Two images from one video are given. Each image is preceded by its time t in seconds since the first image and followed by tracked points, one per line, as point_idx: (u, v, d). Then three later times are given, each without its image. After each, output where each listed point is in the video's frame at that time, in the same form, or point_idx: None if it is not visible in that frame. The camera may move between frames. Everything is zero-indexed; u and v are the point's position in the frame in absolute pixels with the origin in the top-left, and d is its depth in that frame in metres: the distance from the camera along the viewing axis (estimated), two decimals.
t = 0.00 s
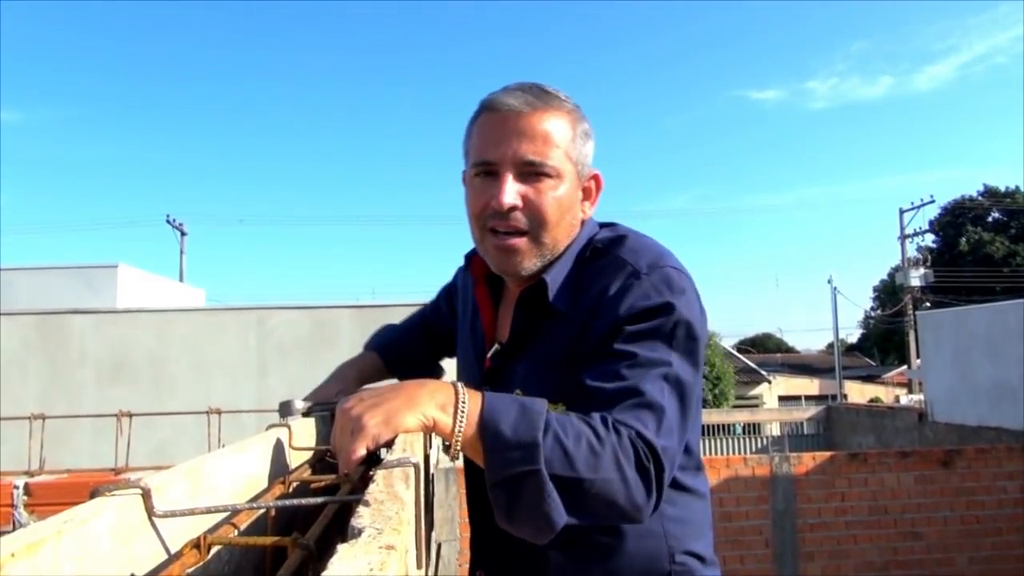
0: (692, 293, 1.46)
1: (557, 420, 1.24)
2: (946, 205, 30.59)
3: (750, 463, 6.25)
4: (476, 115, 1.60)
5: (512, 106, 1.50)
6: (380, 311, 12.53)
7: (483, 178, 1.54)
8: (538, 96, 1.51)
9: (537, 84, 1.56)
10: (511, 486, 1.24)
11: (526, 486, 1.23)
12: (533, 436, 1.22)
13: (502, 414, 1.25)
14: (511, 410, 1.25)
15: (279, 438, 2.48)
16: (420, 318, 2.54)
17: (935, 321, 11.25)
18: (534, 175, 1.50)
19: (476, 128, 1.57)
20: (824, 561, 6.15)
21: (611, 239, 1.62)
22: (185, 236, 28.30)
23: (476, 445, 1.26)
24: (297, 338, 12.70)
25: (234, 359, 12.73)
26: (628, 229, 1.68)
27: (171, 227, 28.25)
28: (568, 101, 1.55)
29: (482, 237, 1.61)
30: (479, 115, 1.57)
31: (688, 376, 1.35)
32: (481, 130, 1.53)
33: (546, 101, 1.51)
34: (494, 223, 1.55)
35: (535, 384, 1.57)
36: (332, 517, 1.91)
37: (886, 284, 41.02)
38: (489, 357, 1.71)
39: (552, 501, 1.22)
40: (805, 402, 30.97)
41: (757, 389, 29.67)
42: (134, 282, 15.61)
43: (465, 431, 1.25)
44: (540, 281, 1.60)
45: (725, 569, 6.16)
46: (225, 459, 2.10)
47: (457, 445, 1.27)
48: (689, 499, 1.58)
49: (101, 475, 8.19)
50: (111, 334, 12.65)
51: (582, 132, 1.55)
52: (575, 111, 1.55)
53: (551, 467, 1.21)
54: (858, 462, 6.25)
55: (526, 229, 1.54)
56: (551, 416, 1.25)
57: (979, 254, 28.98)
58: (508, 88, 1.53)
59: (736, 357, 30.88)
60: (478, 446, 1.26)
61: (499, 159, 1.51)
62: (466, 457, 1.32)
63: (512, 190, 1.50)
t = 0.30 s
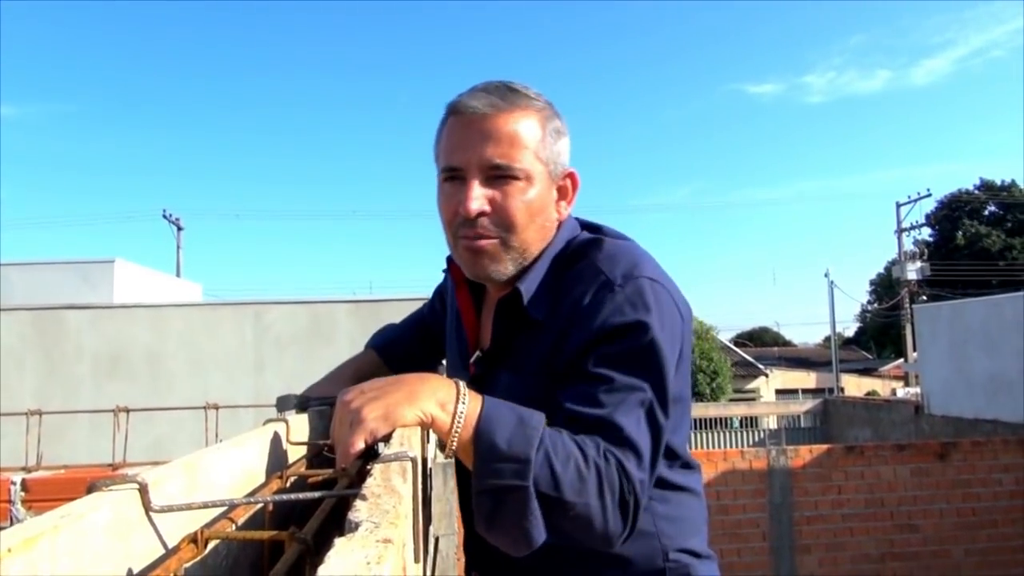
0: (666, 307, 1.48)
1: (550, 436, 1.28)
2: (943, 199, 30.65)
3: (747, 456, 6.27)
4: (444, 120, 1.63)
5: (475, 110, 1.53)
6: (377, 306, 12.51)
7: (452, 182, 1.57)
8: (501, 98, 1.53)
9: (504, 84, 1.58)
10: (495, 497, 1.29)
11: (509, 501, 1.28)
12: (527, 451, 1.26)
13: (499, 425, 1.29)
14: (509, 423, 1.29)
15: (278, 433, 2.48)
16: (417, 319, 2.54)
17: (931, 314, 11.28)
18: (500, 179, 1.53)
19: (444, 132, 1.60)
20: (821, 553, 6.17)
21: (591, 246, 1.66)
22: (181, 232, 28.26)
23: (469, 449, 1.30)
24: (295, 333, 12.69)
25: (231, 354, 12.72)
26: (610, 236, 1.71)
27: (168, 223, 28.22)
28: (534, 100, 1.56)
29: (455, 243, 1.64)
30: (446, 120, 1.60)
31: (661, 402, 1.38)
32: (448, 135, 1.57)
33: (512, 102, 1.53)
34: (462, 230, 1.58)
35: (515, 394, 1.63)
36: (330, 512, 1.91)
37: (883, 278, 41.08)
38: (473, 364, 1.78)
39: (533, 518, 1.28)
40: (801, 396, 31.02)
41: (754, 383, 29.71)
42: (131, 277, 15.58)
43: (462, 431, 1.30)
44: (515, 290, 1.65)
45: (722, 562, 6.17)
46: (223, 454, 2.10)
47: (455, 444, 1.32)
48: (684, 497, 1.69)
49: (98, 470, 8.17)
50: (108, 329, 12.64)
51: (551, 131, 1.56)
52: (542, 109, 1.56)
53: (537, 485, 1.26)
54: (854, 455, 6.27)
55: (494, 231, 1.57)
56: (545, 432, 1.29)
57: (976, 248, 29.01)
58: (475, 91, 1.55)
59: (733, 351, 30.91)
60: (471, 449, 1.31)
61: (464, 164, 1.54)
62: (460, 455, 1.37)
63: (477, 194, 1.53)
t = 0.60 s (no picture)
0: (654, 311, 1.48)
1: (547, 437, 1.29)
2: (940, 195, 30.71)
3: (743, 452, 6.31)
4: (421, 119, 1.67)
5: (437, 109, 1.56)
6: (375, 302, 12.49)
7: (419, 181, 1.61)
8: (462, 95, 1.54)
9: (475, 80, 1.59)
10: (489, 497, 1.30)
11: (503, 500, 1.29)
12: (522, 453, 1.26)
13: (496, 425, 1.29)
14: (506, 422, 1.30)
15: (275, 428, 2.47)
16: (409, 311, 2.54)
17: (928, 310, 11.31)
18: (460, 176, 1.53)
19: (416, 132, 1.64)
20: (817, 549, 6.19)
21: (579, 247, 1.66)
22: (179, 228, 28.36)
23: (466, 448, 1.31)
24: (292, 330, 12.69)
25: (229, 350, 12.71)
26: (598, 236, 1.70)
27: (165, 219, 28.36)
28: (500, 96, 1.55)
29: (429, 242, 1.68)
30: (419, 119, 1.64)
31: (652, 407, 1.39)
32: (415, 136, 1.61)
33: (473, 98, 1.54)
34: (429, 228, 1.61)
35: (505, 393, 1.65)
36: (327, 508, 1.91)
37: (879, 274, 41.15)
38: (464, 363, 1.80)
39: (527, 518, 1.29)
40: (798, 391, 31.10)
41: (751, 378, 29.78)
42: (128, 273, 15.57)
43: (460, 429, 1.30)
44: (502, 292, 1.67)
45: (719, 557, 6.20)
46: (220, 450, 2.10)
47: (452, 441, 1.32)
48: (676, 495, 1.70)
49: (94, 467, 8.15)
50: (105, 325, 12.63)
51: (512, 125, 1.54)
52: (506, 104, 1.55)
53: (532, 486, 1.27)
54: (851, 451, 6.27)
55: (456, 228, 1.58)
56: (542, 433, 1.29)
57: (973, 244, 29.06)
58: (442, 90, 1.58)
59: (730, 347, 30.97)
60: (467, 447, 1.31)
61: (427, 163, 1.57)
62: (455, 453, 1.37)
63: (435, 192, 1.55)
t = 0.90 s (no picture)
0: (646, 312, 1.48)
1: (544, 436, 1.29)
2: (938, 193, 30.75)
3: (741, 450, 6.31)
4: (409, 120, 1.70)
5: (418, 109, 1.59)
6: (373, 299, 12.48)
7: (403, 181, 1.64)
8: (441, 94, 1.57)
9: (457, 80, 1.61)
10: (486, 497, 1.30)
11: (500, 500, 1.29)
12: (519, 452, 1.26)
13: (493, 423, 1.29)
14: (503, 421, 1.30)
15: (273, 425, 2.47)
16: (407, 309, 2.54)
17: (926, 308, 11.32)
18: (437, 175, 1.55)
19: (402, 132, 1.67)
20: (815, 546, 6.20)
21: (570, 246, 1.65)
22: (176, 225, 28.36)
23: (463, 447, 1.31)
24: (290, 327, 12.68)
25: (227, 347, 12.71)
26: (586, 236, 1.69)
27: (163, 216, 28.40)
28: (478, 94, 1.57)
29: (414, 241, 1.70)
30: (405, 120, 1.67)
31: (646, 408, 1.39)
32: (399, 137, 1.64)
33: (450, 96, 1.57)
34: (410, 227, 1.64)
35: (497, 393, 1.64)
36: (327, 506, 1.91)
37: (877, 272, 41.19)
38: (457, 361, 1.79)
39: (523, 518, 1.29)
40: (796, 389, 31.14)
41: (749, 377, 29.81)
42: (126, 270, 15.54)
43: (457, 427, 1.30)
44: (493, 291, 1.67)
45: (715, 555, 6.21)
46: (220, 446, 2.10)
47: (449, 440, 1.32)
48: (670, 493, 1.70)
49: (93, 463, 8.16)
50: (103, 321, 12.62)
51: (486, 121, 1.55)
52: (484, 102, 1.56)
53: (529, 485, 1.27)
54: (849, 449, 6.29)
55: (433, 225, 1.59)
56: (539, 433, 1.29)
57: (971, 242, 29.06)
58: (425, 90, 1.62)
59: (728, 344, 31.00)
60: (465, 445, 1.32)
61: (408, 162, 1.60)
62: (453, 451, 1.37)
63: (414, 191, 1.58)
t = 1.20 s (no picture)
0: (648, 312, 1.48)
1: (543, 436, 1.29)
2: (937, 193, 30.78)
3: (739, 449, 6.32)
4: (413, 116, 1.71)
5: (420, 106, 1.60)
6: (372, 297, 12.48)
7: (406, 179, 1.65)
8: (443, 91, 1.58)
9: (460, 78, 1.62)
10: (485, 495, 1.30)
11: (498, 498, 1.29)
12: (518, 451, 1.26)
13: (492, 423, 1.29)
14: (501, 420, 1.30)
15: (271, 424, 2.47)
16: (401, 306, 2.52)
17: (924, 308, 11.33)
18: (437, 171, 1.56)
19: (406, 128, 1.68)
20: (812, 545, 6.21)
21: (573, 246, 1.65)
22: (175, 222, 28.39)
23: (462, 446, 1.31)
24: (289, 326, 12.68)
25: (226, 345, 12.71)
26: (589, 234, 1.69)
27: (161, 213, 28.45)
28: (479, 91, 1.58)
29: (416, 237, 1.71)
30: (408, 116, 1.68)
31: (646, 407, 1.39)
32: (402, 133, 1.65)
33: (450, 92, 1.58)
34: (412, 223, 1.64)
35: (499, 390, 1.64)
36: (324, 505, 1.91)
37: (875, 272, 41.22)
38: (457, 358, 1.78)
39: (522, 517, 1.29)
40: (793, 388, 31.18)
41: (747, 376, 29.84)
42: (124, 268, 15.53)
43: (456, 426, 1.30)
44: (496, 290, 1.67)
45: (713, 553, 6.22)
46: (218, 445, 2.10)
47: (448, 439, 1.32)
48: (668, 492, 1.70)
49: (91, 461, 8.17)
50: (102, 319, 12.61)
51: (486, 117, 1.55)
52: (485, 98, 1.57)
53: (528, 483, 1.27)
54: (846, 449, 6.30)
55: (432, 220, 1.60)
56: (538, 432, 1.29)
57: (969, 242, 29.07)
58: (426, 88, 1.63)
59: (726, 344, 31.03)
60: (463, 444, 1.32)
61: (410, 158, 1.60)
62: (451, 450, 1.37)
63: (415, 187, 1.59)
